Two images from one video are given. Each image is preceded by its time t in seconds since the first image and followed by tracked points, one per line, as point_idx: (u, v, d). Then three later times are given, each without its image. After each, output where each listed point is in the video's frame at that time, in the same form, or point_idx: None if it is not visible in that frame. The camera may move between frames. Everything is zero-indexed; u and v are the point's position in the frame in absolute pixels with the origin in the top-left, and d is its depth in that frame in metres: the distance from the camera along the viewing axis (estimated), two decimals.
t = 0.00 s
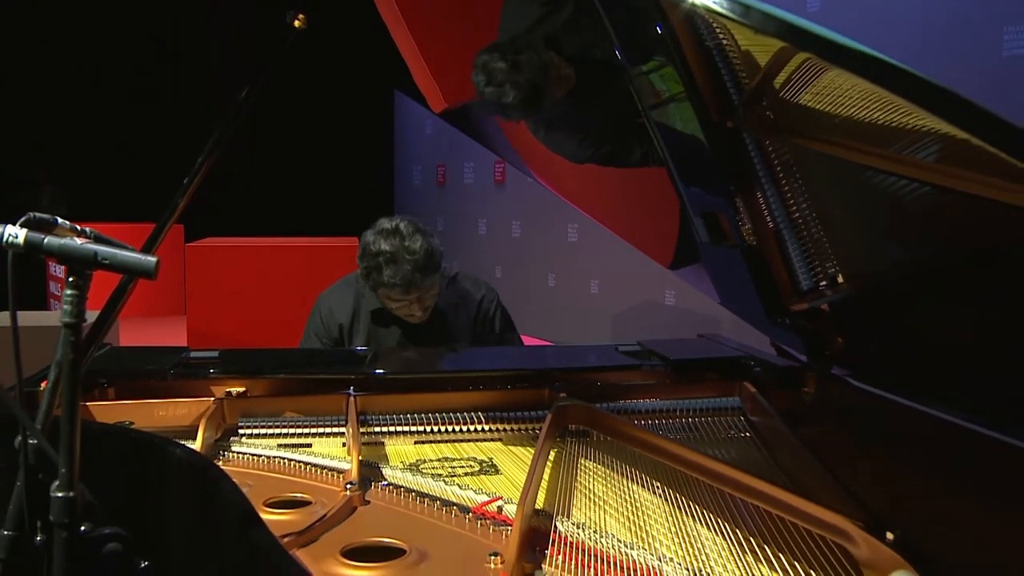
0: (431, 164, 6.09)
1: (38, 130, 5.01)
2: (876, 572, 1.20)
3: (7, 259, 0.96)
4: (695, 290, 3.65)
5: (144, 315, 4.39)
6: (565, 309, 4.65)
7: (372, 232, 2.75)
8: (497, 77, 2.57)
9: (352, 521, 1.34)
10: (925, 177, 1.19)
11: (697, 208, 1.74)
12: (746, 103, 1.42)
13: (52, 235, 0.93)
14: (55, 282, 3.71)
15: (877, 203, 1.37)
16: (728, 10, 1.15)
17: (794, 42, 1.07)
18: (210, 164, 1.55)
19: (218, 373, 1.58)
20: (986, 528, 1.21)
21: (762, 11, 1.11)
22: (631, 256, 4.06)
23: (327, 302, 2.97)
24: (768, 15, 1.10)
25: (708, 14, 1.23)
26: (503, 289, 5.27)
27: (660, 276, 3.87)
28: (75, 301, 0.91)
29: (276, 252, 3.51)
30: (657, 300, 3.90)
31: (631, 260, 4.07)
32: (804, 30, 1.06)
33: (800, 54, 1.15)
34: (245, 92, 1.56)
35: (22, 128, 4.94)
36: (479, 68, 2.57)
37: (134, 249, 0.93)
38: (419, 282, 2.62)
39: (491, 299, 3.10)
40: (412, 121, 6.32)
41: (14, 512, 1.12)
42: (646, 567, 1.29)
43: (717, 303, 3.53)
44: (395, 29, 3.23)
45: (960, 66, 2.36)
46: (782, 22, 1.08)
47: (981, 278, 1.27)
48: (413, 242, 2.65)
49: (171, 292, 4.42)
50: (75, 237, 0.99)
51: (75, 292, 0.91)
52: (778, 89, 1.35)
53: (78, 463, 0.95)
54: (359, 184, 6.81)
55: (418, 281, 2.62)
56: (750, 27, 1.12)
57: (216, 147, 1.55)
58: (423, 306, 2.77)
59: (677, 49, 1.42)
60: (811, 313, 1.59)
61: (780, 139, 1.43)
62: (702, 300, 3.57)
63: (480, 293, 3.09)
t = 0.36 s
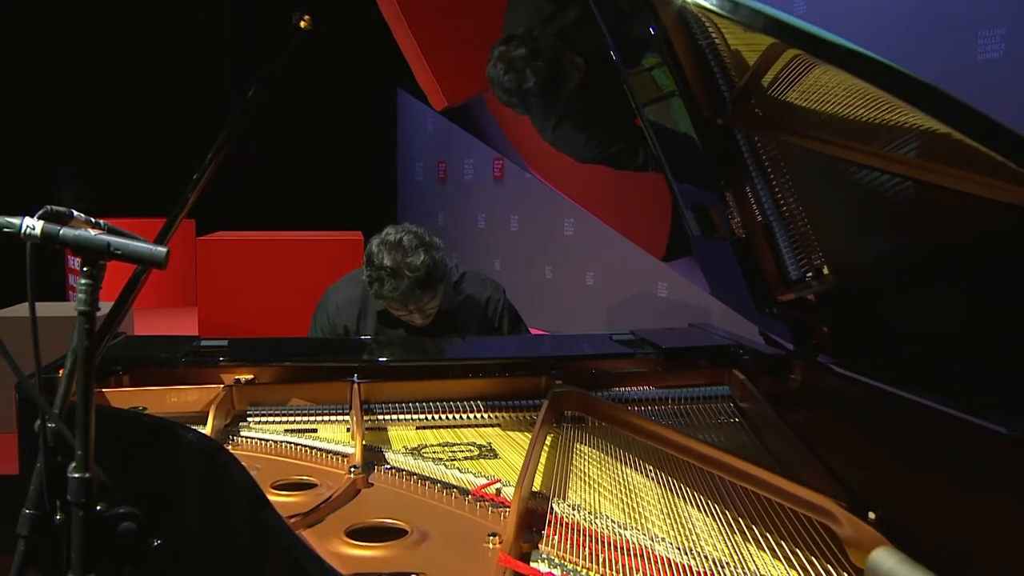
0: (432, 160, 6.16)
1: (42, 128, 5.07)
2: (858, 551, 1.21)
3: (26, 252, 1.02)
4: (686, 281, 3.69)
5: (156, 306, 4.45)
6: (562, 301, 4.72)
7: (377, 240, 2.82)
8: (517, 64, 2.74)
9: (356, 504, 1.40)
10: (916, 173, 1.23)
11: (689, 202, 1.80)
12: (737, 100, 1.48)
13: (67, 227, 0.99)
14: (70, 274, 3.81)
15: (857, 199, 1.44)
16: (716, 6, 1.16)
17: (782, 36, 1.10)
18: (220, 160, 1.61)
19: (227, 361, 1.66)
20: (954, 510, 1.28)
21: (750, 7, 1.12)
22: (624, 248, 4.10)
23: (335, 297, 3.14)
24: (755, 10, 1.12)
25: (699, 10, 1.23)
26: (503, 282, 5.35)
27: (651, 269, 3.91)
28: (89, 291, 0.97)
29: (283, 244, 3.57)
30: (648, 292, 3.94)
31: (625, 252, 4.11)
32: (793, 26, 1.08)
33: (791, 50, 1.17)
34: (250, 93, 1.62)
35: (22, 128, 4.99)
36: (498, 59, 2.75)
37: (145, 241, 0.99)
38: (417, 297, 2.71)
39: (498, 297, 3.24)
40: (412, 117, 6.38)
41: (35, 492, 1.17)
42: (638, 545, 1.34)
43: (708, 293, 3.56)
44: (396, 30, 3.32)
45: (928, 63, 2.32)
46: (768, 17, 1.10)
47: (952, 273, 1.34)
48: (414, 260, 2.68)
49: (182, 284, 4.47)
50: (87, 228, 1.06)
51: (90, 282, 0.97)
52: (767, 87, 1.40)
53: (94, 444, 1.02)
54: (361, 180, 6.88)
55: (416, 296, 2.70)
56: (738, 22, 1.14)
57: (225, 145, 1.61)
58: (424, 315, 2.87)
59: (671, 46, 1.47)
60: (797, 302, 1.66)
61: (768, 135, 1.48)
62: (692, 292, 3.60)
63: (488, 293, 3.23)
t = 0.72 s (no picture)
0: (430, 154, 6.16)
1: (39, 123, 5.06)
2: (854, 541, 1.19)
3: (22, 241, 1.02)
4: (682, 274, 3.69)
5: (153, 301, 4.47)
6: (558, 294, 4.72)
7: (368, 237, 2.84)
8: (518, 46, 2.61)
9: (353, 495, 1.40)
10: (914, 165, 1.22)
11: (685, 194, 1.80)
12: (733, 93, 1.48)
13: (62, 218, 0.99)
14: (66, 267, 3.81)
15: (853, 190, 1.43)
16: None
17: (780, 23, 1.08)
18: (216, 152, 1.61)
19: (225, 353, 1.67)
20: (950, 502, 1.28)
21: None
22: (621, 242, 4.11)
23: (326, 292, 3.17)
24: None
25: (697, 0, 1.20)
26: (500, 274, 5.37)
27: (648, 262, 3.91)
28: (85, 282, 0.96)
29: (278, 238, 3.58)
30: (644, 285, 3.94)
31: (622, 245, 4.11)
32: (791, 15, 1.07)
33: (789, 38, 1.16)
34: (247, 85, 1.62)
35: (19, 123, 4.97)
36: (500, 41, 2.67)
37: (140, 231, 0.99)
38: (406, 296, 2.69)
39: (490, 294, 3.25)
40: (411, 111, 6.38)
41: (30, 483, 1.11)
42: (635, 537, 1.34)
43: (704, 286, 3.55)
44: (395, 25, 3.32)
45: (924, 56, 2.32)
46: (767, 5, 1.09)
47: (946, 265, 1.34)
48: (403, 259, 2.68)
49: (179, 278, 4.49)
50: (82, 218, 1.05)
51: (85, 273, 0.96)
52: (764, 80, 1.39)
53: (89, 435, 1.01)
54: (358, 173, 6.89)
55: (405, 295, 2.69)
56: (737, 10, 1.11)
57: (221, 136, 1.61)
58: (414, 315, 2.86)
59: (667, 39, 1.48)
60: (792, 294, 1.67)
61: (765, 128, 1.48)
62: (688, 284, 3.60)
63: (479, 290, 3.24)
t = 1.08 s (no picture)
0: (427, 150, 6.16)
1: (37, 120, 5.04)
2: (850, 535, 1.18)
3: (17, 236, 1.01)
4: (679, 270, 3.70)
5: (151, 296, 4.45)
6: (554, 288, 4.73)
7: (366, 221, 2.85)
8: (506, 49, 2.61)
9: (349, 489, 1.40)
10: (912, 160, 1.22)
11: (682, 189, 1.80)
12: (730, 90, 1.47)
13: (57, 211, 0.98)
14: (62, 262, 3.80)
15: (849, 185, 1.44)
16: None
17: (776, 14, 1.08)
18: (212, 146, 1.60)
19: (221, 348, 1.68)
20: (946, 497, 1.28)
21: None
22: (618, 237, 4.11)
23: (321, 284, 3.17)
24: None
25: None
26: (496, 269, 5.38)
27: (644, 257, 3.91)
28: (80, 275, 0.96)
29: (276, 233, 3.58)
30: (641, 280, 3.95)
31: (618, 239, 4.12)
32: (787, 7, 1.06)
33: (786, 32, 1.15)
34: (243, 80, 1.61)
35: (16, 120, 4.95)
36: (488, 42, 2.63)
37: (135, 225, 0.98)
38: (410, 278, 2.72)
39: (481, 283, 3.29)
40: (408, 106, 6.38)
41: (26, 478, 1.12)
42: (631, 530, 1.34)
43: (701, 281, 3.56)
44: (393, 22, 3.32)
45: (921, 49, 2.32)
46: None
47: (942, 259, 1.34)
48: (405, 242, 2.70)
49: (176, 272, 4.48)
50: (76, 211, 1.05)
51: (80, 266, 0.96)
52: (761, 74, 1.39)
53: (84, 429, 1.01)
54: (355, 169, 6.89)
55: (409, 277, 2.72)
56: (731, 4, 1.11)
57: (218, 132, 1.61)
58: (413, 301, 2.87)
59: (665, 35, 1.48)
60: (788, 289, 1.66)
61: (761, 122, 1.47)
62: (685, 279, 3.60)
63: (471, 278, 3.28)
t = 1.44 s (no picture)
0: (425, 148, 6.16)
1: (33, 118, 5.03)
2: (845, 531, 1.18)
3: (12, 233, 1.01)
4: (676, 268, 3.70)
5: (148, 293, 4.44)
6: (551, 285, 4.73)
7: (376, 208, 2.86)
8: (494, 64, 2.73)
9: (346, 486, 1.40)
10: (911, 158, 1.22)
11: (678, 186, 1.80)
12: (727, 88, 1.46)
13: (51, 208, 0.98)
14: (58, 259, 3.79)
15: (846, 183, 1.43)
16: None
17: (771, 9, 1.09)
18: (207, 144, 1.60)
19: (217, 346, 1.68)
20: (942, 495, 1.28)
21: None
22: (615, 235, 4.12)
23: (322, 279, 3.18)
24: None
25: None
26: (493, 267, 5.38)
27: (641, 254, 3.92)
28: (75, 272, 0.96)
29: (273, 229, 3.58)
30: (638, 278, 3.96)
31: (615, 237, 4.12)
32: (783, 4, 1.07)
33: (782, 29, 1.16)
34: (238, 77, 1.61)
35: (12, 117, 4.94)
36: (476, 56, 2.73)
37: (130, 221, 0.98)
38: (419, 262, 2.75)
39: (481, 278, 3.35)
40: (405, 104, 6.38)
41: (22, 475, 1.09)
42: (627, 527, 1.34)
43: (698, 278, 3.56)
44: (390, 21, 3.32)
45: (919, 46, 2.31)
46: None
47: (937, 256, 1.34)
48: (414, 225, 2.76)
49: (172, 270, 4.47)
50: (72, 208, 1.05)
51: (75, 263, 0.96)
52: (757, 71, 1.39)
53: (80, 426, 1.00)
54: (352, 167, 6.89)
55: (418, 260, 2.74)
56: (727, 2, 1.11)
57: (214, 129, 1.60)
58: (417, 288, 2.88)
59: (662, 33, 1.50)
60: (784, 287, 1.67)
61: (756, 120, 1.47)
62: (682, 278, 3.61)
63: (470, 272, 3.33)
